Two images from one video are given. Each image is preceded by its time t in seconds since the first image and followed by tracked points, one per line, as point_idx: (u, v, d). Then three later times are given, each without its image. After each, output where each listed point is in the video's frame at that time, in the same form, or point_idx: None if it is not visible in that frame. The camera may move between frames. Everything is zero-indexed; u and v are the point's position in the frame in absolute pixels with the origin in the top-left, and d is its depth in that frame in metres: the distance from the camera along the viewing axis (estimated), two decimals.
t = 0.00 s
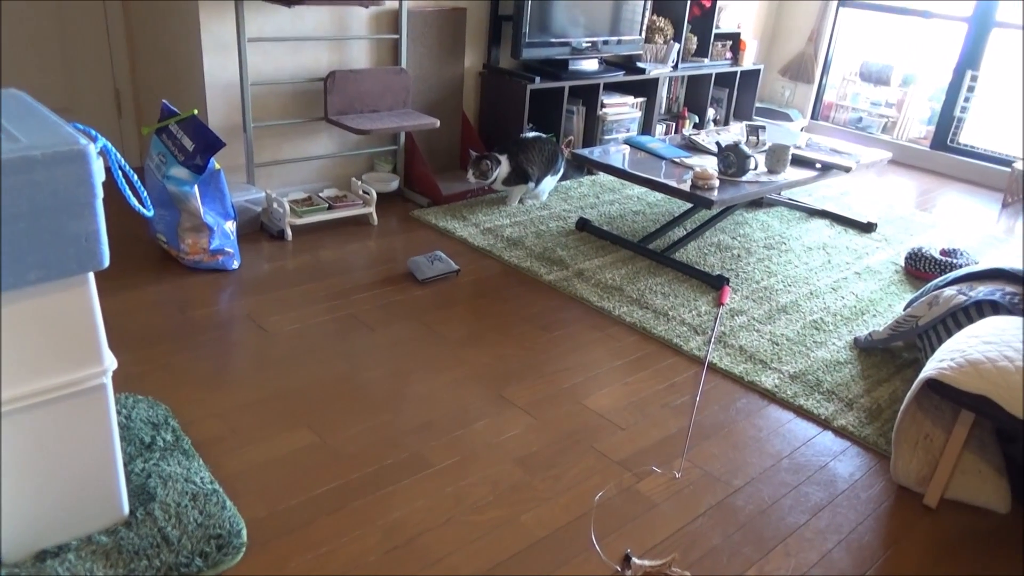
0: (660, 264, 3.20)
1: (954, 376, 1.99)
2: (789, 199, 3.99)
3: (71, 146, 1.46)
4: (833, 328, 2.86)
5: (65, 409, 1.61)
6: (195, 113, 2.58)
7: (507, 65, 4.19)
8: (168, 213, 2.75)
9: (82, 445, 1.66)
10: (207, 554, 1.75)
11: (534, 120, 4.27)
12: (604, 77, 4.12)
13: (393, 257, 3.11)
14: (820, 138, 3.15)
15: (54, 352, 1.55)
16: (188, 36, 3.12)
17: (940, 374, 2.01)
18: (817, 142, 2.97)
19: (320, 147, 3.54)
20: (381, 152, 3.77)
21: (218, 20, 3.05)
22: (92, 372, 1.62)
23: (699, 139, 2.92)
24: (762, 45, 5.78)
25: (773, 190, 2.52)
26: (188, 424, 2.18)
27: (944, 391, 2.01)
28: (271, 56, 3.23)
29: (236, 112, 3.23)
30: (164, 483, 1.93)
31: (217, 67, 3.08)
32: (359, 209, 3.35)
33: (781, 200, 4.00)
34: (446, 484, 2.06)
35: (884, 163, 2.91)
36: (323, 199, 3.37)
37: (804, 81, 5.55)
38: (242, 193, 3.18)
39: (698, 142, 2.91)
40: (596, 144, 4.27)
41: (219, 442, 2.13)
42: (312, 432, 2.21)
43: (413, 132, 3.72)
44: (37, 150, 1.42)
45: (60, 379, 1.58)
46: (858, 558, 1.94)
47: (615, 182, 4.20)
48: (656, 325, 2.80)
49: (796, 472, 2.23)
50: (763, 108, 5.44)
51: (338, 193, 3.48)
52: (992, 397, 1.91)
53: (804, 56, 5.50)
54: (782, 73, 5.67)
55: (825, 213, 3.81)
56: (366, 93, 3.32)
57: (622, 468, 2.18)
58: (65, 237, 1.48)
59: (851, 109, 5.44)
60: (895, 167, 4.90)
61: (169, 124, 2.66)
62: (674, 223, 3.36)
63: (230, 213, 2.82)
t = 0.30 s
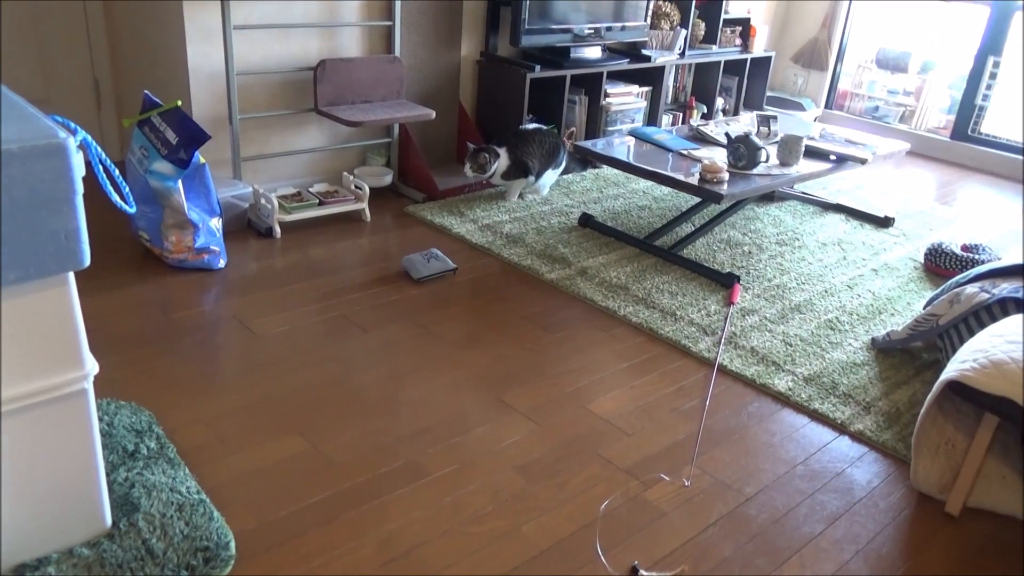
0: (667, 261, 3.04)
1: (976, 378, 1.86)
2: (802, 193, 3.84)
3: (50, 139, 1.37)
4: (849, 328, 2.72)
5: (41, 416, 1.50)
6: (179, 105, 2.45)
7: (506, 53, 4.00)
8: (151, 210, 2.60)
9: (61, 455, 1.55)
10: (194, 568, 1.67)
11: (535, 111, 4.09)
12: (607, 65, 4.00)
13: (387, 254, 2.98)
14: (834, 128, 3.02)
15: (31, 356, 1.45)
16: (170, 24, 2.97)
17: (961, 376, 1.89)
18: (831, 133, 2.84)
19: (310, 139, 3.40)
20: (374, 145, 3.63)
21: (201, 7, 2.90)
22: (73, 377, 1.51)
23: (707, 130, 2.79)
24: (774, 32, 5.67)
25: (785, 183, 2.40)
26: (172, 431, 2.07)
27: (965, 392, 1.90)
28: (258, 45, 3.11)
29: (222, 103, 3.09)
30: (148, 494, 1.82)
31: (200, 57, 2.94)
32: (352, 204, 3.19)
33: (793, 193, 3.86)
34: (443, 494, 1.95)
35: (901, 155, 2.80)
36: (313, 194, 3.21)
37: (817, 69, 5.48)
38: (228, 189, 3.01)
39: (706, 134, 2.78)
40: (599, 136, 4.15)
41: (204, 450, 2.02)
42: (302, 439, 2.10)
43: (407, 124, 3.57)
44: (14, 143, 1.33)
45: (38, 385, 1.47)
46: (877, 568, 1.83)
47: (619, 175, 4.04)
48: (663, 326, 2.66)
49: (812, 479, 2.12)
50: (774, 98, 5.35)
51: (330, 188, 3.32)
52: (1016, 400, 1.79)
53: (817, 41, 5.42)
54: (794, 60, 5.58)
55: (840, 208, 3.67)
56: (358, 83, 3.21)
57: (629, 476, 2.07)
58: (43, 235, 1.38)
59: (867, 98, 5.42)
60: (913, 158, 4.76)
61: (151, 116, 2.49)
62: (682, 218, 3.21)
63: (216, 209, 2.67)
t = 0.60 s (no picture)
0: (678, 264, 2.90)
1: (1001, 390, 1.76)
2: (822, 193, 3.68)
3: (34, 129, 1.28)
4: (868, 337, 2.59)
5: (19, 420, 1.39)
6: (167, 94, 2.34)
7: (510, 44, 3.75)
8: (137, 205, 2.49)
9: (38, 462, 1.44)
10: None
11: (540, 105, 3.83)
12: (618, 58, 3.75)
13: (383, 252, 2.83)
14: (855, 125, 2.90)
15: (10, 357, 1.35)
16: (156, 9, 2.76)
17: (985, 389, 1.78)
18: (852, 131, 2.72)
19: (305, 132, 3.18)
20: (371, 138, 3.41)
21: None
22: (54, 378, 1.41)
23: (722, 126, 2.67)
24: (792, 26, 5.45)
25: (802, 185, 2.28)
26: (158, 437, 1.97)
27: (989, 406, 1.78)
28: (251, 31, 2.88)
29: (211, 94, 2.86)
30: (131, 503, 1.72)
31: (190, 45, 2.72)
32: (347, 201, 3.02)
33: (812, 194, 3.69)
34: (440, 507, 1.85)
35: (926, 156, 2.69)
36: (307, 189, 3.04)
37: (839, 63, 5.28)
38: (217, 183, 2.84)
39: (720, 130, 2.66)
40: (607, 133, 3.88)
41: (191, 458, 1.93)
42: (293, 446, 2.00)
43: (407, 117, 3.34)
44: None
45: (16, 387, 1.37)
46: None
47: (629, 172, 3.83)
48: (673, 332, 2.53)
49: (828, 496, 2.00)
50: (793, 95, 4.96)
51: (324, 182, 3.14)
52: None
53: (839, 34, 5.23)
54: (815, 54, 5.38)
55: (861, 210, 3.51)
56: (355, 74, 3.02)
57: (635, 490, 1.96)
58: (25, 230, 1.30)
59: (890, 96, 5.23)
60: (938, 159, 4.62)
61: (139, 106, 2.38)
62: (694, 220, 3.06)
63: (205, 204, 2.55)
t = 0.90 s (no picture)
0: (690, 269, 2.78)
1: None
2: (842, 195, 3.54)
3: (17, 125, 1.24)
4: (890, 347, 2.47)
5: None
6: (156, 88, 2.25)
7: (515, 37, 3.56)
8: (123, 204, 2.37)
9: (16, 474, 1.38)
10: None
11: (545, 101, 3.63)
12: (627, 52, 3.53)
13: (381, 255, 2.72)
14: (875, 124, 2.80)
15: None
16: None
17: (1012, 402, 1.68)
18: (873, 130, 2.61)
19: (299, 129, 3.07)
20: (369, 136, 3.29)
21: None
22: (34, 385, 1.36)
23: (736, 124, 2.56)
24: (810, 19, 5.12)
25: (820, 185, 2.17)
26: (145, 447, 1.87)
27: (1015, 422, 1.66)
28: (242, 23, 2.78)
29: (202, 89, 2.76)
30: (115, 517, 1.66)
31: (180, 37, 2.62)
32: (343, 201, 2.90)
33: (832, 196, 3.55)
34: (439, 523, 1.75)
35: (951, 155, 2.59)
36: (301, 188, 2.92)
37: (860, 59, 4.92)
38: (207, 181, 2.73)
39: (734, 129, 2.56)
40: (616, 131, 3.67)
41: (178, 469, 1.83)
42: (284, 457, 1.90)
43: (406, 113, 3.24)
44: None
45: None
46: None
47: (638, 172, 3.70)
48: (685, 341, 2.42)
49: (847, 514, 1.89)
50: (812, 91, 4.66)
51: (318, 181, 3.03)
52: None
53: (860, 27, 4.88)
54: (833, 49, 5.05)
55: (883, 213, 3.37)
56: (353, 68, 2.91)
57: (644, 506, 1.86)
58: (7, 230, 1.26)
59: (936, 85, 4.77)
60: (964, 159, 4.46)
61: (124, 100, 2.29)
62: (706, 223, 2.94)
63: (194, 204, 2.44)
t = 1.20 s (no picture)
0: (702, 273, 2.67)
1: None
2: (863, 196, 3.40)
3: None
4: (913, 356, 2.35)
5: None
6: (141, 83, 2.15)
7: (520, 29, 3.45)
8: (107, 204, 2.28)
9: None
10: None
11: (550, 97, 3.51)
12: (636, 45, 3.41)
13: (379, 259, 2.61)
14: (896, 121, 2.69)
15: None
16: None
17: None
18: (896, 127, 2.51)
19: (293, 125, 2.97)
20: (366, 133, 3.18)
21: None
22: (14, 394, 1.27)
23: (751, 121, 2.45)
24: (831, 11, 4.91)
25: (842, 185, 2.07)
26: (129, 459, 1.78)
27: None
28: (234, 13, 2.69)
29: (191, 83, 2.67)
30: (96, 532, 1.57)
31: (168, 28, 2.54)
32: (338, 201, 2.80)
33: (852, 196, 3.42)
34: (437, 540, 1.65)
35: (979, 152, 2.47)
36: (294, 188, 2.83)
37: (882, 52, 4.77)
38: (195, 180, 2.63)
39: (750, 126, 2.45)
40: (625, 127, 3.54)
41: (162, 482, 1.73)
42: (274, 470, 1.80)
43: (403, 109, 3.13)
44: None
45: None
46: None
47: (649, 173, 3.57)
48: (697, 349, 2.30)
49: (867, 532, 1.78)
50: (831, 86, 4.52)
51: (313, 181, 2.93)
52: None
53: (882, 19, 4.73)
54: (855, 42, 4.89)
55: (906, 215, 3.24)
56: (348, 62, 2.81)
57: (654, 523, 1.75)
58: None
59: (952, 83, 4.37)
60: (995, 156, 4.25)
61: (109, 95, 2.19)
62: (719, 225, 2.82)
63: (181, 204, 2.33)
